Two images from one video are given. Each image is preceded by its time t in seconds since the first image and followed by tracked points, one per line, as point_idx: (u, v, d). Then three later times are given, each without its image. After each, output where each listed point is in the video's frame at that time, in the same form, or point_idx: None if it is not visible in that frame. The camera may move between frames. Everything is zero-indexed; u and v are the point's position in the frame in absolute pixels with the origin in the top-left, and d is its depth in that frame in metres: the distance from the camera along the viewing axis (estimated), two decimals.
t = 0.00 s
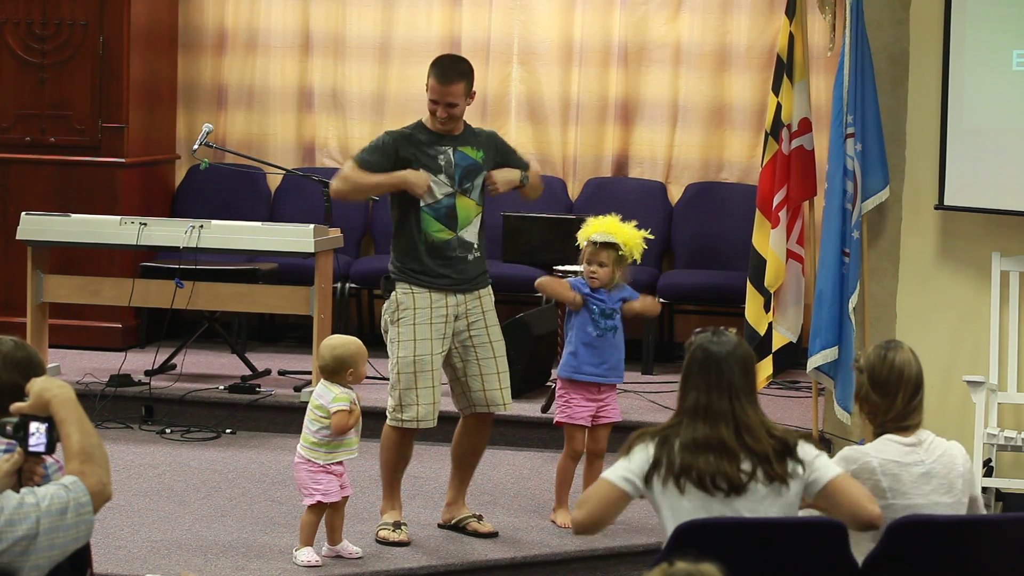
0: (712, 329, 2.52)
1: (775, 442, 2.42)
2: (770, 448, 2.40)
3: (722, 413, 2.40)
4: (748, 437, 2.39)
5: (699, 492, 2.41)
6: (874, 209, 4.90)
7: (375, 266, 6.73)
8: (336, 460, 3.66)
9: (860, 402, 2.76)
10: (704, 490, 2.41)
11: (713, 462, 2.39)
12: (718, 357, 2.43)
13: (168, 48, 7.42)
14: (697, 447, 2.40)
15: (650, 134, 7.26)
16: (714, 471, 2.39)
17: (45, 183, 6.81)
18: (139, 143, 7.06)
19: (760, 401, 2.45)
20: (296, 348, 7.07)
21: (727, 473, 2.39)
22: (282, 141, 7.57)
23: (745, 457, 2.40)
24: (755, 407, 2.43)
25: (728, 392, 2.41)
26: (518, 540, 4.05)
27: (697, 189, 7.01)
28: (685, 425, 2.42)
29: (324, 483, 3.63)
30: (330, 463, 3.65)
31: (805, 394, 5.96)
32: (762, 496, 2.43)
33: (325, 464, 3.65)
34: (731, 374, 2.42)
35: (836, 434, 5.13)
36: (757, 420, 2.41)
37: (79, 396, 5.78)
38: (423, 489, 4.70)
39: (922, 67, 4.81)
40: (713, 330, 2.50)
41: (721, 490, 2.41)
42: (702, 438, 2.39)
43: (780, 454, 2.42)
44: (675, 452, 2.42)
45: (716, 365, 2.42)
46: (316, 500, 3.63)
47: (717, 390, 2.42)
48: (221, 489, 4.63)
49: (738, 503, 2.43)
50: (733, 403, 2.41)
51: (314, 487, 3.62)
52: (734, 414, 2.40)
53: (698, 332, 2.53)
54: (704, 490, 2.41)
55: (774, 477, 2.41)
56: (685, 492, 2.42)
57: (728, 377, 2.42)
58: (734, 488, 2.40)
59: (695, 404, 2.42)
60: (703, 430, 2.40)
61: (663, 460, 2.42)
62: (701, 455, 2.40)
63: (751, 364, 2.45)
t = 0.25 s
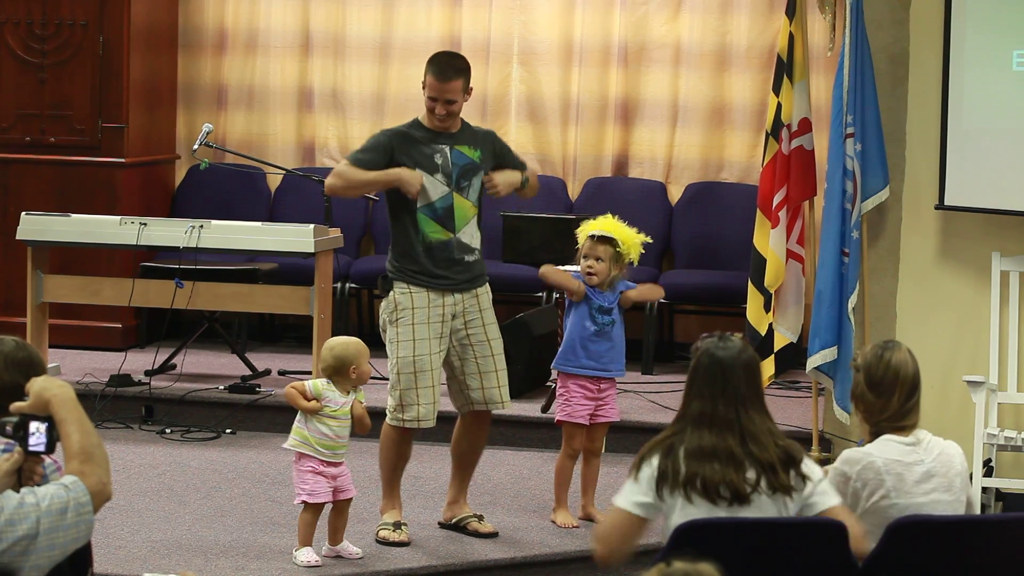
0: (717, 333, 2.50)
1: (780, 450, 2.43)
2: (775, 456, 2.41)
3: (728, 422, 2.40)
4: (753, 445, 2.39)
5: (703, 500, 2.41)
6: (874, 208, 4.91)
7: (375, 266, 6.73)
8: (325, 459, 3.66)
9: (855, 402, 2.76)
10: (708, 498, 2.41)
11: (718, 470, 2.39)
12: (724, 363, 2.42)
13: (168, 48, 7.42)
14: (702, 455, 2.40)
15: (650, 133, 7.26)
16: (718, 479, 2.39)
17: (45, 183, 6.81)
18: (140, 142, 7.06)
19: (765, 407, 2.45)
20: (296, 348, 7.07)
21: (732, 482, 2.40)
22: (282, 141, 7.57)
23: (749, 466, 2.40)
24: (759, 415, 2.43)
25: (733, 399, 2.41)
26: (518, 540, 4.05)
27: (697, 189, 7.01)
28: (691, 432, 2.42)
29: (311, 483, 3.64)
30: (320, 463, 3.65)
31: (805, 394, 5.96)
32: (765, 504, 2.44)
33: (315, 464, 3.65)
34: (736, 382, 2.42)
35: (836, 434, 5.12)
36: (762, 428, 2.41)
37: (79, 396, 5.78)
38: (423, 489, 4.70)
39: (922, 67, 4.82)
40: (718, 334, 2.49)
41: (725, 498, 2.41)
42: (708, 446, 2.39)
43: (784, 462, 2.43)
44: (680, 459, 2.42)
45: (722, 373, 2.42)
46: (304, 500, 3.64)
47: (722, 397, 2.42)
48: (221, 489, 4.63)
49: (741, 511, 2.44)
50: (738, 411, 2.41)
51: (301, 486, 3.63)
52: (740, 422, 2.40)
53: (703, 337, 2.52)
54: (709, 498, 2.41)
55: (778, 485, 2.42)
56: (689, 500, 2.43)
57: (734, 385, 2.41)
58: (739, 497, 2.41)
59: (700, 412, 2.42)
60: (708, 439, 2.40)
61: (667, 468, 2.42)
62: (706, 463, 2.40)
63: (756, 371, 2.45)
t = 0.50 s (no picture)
0: (719, 328, 2.50)
1: (780, 446, 2.43)
2: (775, 452, 2.41)
3: (729, 417, 2.40)
4: (754, 441, 2.39)
5: (703, 495, 2.41)
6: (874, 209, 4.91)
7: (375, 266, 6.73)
8: (330, 463, 3.65)
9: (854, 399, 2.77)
10: (708, 494, 2.41)
11: (718, 466, 2.40)
12: (726, 358, 2.42)
13: (168, 48, 7.42)
14: (702, 451, 2.40)
15: (650, 134, 7.26)
16: (718, 475, 2.39)
17: (45, 183, 6.81)
18: (139, 142, 7.06)
19: (766, 403, 2.45)
20: (296, 348, 7.07)
21: (732, 478, 2.40)
22: (282, 141, 7.58)
23: (750, 462, 2.40)
24: (760, 411, 2.43)
25: (734, 395, 2.41)
26: (518, 541, 4.05)
27: (697, 189, 7.00)
28: (691, 427, 2.42)
29: (317, 483, 3.63)
30: (325, 465, 3.65)
31: (805, 394, 5.96)
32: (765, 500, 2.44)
33: (320, 466, 3.65)
34: (737, 377, 2.42)
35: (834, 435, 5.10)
36: (762, 424, 2.41)
37: (78, 396, 5.78)
38: (423, 489, 4.70)
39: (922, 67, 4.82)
40: (720, 329, 2.48)
41: (725, 494, 2.41)
42: (708, 441, 2.39)
43: (784, 458, 2.42)
44: (680, 454, 2.42)
45: (724, 367, 2.42)
46: (309, 500, 3.63)
47: (724, 393, 2.42)
48: (221, 489, 4.63)
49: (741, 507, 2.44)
50: (739, 407, 2.41)
51: (307, 487, 3.63)
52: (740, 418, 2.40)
53: (705, 332, 2.51)
54: (709, 494, 2.41)
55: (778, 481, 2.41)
56: (690, 496, 2.43)
57: (734, 380, 2.42)
58: (739, 492, 2.41)
59: (701, 407, 2.42)
60: (709, 434, 2.40)
61: (667, 463, 2.43)
62: (705, 459, 2.40)
63: (757, 366, 2.44)
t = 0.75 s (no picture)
0: (718, 327, 2.51)
1: (779, 444, 2.43)
2: (774, 450, 2.41)
3: (728, 414, 2.40)
4: (753, 438, 2.39)
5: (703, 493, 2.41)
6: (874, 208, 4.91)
7: (375, 266, 6.73)
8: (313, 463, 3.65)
9: (864, 394, 2.79)
10: (709, 491, 2.41)
11: (717, 463, 2.40)
12: (724, 356, 2.42)
13: (168, 48, 7.42)
14: (702, 448, 2.40)
15: (650, 134, 7.26)
16: (718, 472, 2.40)
17: (45, 183, 6.81)
18: (139, 143, 7.06)
19: (765, 401, 2.45)
20: (296, 348, 7.07)
21: (731, 475, 2.40)
22: (282, 141, 7.58)
23: (749, 459, 2.40)
24: (760, 407, 2.43)
25: (733, 393, 2.41)
26: (518, 541, 4.05)
27: (697, 189, 7.01)
28: (691, 424, 2.43)
29: (301, 483, 3.64)
30: (309, 466, 3.65)
31: (805, 394, 5.96)
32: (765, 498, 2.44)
33: (304, 466, 3.65)
34: (736, 375, 2.42)
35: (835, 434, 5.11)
36: (761, 421, 2.41)
37: (78, 396, 5.78)
38: (423, 489, 4.70)
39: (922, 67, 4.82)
40: (718, 328, 2.49)
41: (725, 491, 2.41)
42: (708, 438, 2.40)
43: (783, 456, 2.43)
44: (680, 452, 2.42)
45: (722, 365, 2.42)
46: (293, 501, 3.64)
47: (723, 390, 2.42)
48: (221, 489, 4.63)
49: (741, 504, 2.44)
50: (738, 404, 2.41)
51: (292, 487, 3.64)
52: (739, 415, 2.41)
53: (703, 330, 2.52)
54: (709, 491, 2.41)
55: (778, 479, 2.42)
56: (690, 493, 2.43)
57: (733, 377, 2.42)
58: (739, 490, 2.41)
59: (701, 404, 2.42)
60: (708, 431, 2.40)
61: (668, 461, 2.43)
62: (705, 456, 2.40)
63: (756, 364, 2.45)
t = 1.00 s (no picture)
0: (713, 328, 2.50)
1: (775, 447, 2.43)
2: (769, 454, 2.41)
3: (724, 418, 2.41)
4: (748, 442, 2.40)
5: (700, 498, 2.42)
6: (874, 208, 4.91)
7: (375, 266, 6.73)
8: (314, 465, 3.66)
9: (854, 393, 2.79)
10: (705, 496, 2.42)
11: (713, 467, 2.40)
12: (719, 359, 2.42)
13: (168, 48, 7.42)
14: (698, 452, 2.40)
15: (650, 133, 7.26)
16: (714, 476, 2.40)
17: (45, 183, 6.81)
18: (139, 143, 7.06)
19: (760, 403, 2.45)
20: (296, 348, 7.07)
21: (728, 480, 2.40)
22: (282, 141, 7.58)
23: (746, 462, 2.41)
24: (755, 410, 2.43)
25: (729, 396, 2.41)
26: (518, 540, 4.05)
27: (697, 189, 7.01)
28: (686, 428, 2.43)
29: (303, 484, 3.64)
30: (310, 467, 3.66)
31: (805, 394, 5.96)
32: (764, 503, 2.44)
33: (305, 467, 3.66)
34: (732, 377, 2.42)
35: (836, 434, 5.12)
36: (757, 425, 2.41)
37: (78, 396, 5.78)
38: (423, 489, 4.70)
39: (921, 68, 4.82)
40: (713, 330, 2.49)
41: (722, 496, 2.42)
42: (704, 442, 2.40)
43: (779, 459, 2.43)
44: (676, 456, 2.43)
45: (717, 368, 2.42)
46: (296, 502, 3.64)
47: (719, 393, 2.42)
48: (221, 489, 4.63)
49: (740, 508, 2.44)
50: (734, 407, 2.41)
51: (294, 489, 3.64)
52: (735, 418, 2.41)
53: (697, 331, 2.52)
54: (705, 496, 2.42)
55: (774, 482, 2.42)
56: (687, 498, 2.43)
57: (728, 380, 2.42)
58: (734, 494, 2.41)
59: (696, 409, 2.42)
60: (703, 436, 2.41)
61: (664, 465, 2.44)
62: (702, 461, 2.41)
63: (752, 366, 2.44)
